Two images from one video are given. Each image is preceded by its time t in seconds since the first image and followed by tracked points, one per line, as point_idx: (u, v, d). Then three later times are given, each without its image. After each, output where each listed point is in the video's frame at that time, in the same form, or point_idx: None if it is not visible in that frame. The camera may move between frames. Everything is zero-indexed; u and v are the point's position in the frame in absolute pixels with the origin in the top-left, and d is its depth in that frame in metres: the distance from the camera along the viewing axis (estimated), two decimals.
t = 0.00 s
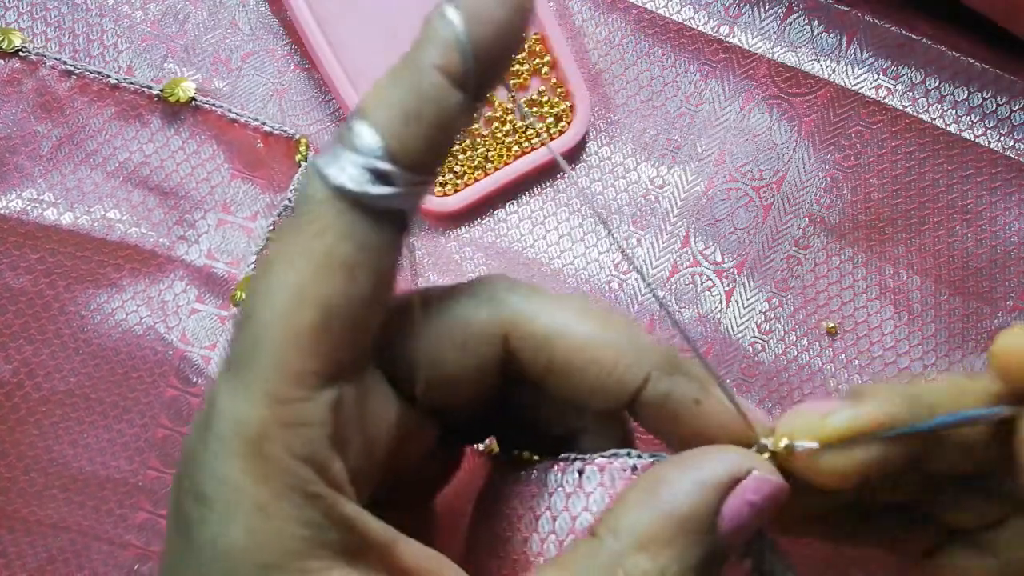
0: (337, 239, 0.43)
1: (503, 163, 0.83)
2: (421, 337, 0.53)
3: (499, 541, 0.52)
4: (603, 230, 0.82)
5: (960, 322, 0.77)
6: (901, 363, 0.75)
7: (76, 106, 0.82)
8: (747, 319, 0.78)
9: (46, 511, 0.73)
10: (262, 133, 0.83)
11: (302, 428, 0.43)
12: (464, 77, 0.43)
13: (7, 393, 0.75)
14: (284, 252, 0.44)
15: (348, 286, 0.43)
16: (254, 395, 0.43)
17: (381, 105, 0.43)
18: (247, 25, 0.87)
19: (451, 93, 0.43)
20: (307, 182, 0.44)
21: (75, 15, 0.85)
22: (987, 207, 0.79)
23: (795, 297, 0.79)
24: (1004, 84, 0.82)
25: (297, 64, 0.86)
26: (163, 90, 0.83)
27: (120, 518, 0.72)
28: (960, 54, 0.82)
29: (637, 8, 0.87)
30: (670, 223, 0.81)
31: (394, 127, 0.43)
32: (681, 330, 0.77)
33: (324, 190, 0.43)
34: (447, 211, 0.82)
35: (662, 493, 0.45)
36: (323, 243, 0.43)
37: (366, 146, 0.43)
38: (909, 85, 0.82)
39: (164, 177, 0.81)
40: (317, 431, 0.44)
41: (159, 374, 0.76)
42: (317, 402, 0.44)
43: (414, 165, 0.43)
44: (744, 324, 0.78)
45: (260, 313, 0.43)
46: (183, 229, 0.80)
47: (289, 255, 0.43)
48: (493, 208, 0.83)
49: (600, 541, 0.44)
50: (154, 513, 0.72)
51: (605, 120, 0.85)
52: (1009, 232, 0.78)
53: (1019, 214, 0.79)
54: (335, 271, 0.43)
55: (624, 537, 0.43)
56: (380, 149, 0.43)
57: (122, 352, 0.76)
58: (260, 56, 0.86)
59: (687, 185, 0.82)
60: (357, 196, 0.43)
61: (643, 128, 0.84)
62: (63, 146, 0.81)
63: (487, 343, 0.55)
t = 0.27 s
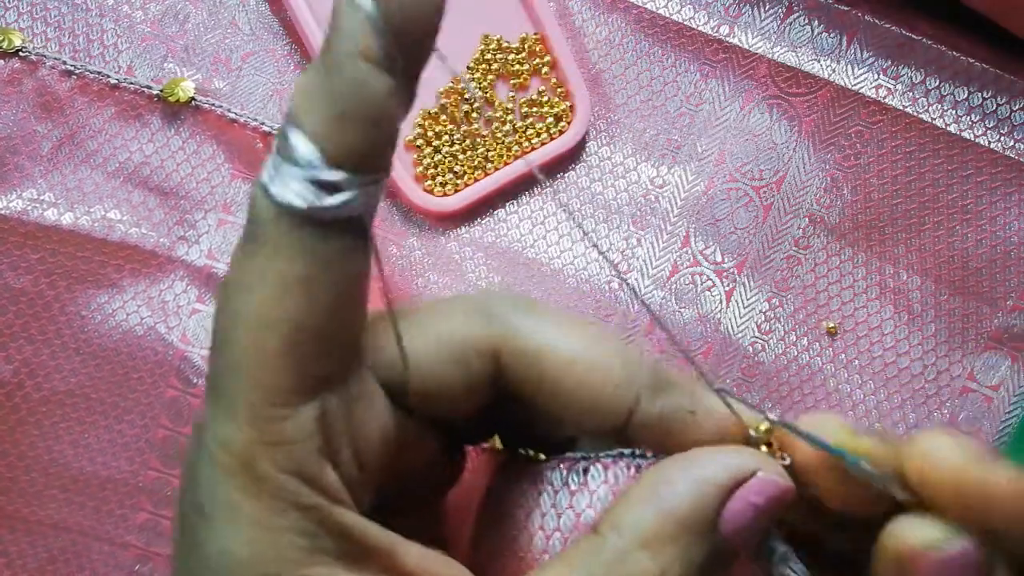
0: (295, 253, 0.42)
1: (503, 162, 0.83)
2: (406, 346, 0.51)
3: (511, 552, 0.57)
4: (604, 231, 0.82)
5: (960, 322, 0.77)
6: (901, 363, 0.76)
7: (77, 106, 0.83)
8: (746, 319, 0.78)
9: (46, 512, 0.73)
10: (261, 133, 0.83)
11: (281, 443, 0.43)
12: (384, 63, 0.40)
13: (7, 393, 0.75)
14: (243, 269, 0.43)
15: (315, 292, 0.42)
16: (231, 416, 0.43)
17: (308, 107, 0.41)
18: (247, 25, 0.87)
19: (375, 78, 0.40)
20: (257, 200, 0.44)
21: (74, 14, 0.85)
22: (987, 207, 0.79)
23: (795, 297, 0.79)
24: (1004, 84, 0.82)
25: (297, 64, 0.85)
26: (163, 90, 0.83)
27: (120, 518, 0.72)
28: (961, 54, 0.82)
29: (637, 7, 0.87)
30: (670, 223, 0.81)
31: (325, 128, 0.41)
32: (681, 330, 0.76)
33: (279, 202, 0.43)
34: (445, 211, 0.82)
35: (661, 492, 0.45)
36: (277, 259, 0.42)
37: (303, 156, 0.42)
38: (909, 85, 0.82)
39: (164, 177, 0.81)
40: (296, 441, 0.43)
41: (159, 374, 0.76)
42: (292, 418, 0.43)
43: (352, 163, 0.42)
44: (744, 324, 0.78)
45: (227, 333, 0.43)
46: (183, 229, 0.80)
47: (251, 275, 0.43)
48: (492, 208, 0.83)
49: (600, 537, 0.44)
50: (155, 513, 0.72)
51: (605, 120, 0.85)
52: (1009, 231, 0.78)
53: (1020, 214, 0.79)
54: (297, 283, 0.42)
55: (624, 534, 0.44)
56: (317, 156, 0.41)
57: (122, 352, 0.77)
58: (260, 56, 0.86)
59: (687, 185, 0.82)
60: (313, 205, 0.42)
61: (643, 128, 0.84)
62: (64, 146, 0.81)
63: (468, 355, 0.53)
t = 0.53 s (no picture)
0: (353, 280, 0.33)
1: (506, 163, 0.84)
2: (421, 341, 0.47)
3: (508, 550, 0.50)
4: (603, 230, 0.82)
5: (961, 322, 0.77)
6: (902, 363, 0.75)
7: (81, 108, 0.83)
8: (746, 319, 0.78)
9: (48, 513, 0.73)
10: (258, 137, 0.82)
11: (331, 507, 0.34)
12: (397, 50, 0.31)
13: (10, 394, 0.75)
14: (255, 291, 0.31)
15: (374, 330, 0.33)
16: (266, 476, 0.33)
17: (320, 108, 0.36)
18: (247, 25, 0.87)
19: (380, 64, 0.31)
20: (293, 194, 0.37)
21: (75, 15, 0.85)
22: (987, 207, 0.79)
23: (795, 297, 0.79)
24: (1004, 84, 0.82)
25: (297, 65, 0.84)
26: (167, 91, 0.83)
27: (121, 520, 0.73)
28: (961, 55, 0.82)
29: (637, 8, 0.87)
30: (670, 223, 0.81)
31: (312, 109, 0.25)
32: (681, 330, 0.77)
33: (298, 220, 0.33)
34: (446, 210, 0.82)
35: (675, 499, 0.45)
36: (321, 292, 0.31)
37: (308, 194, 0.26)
38: (909, 85, 0.82)
39: (168, 179, 0.82)
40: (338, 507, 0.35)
41: (162, 376, 0.76)
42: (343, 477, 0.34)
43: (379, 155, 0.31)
44: (744, 323, 0.78)
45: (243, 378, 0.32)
46: (186, 231, 0.80)
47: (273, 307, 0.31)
48: (493, 208, 0.83)
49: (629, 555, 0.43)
50: (156, 515, 0.72)
51: (605, 120, 0.85)
52: (1009, 231, 0.78)
53: (1020, 215, 0.79)
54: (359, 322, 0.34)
55: (653, 548, 0.43)
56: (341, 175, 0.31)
57: (125, 354, 0.77)
58: (260, 56, 0.86)
59: (687, 185, 0.82)
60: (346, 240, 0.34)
61: (644, 128, 0.84)
62: (67, 148, 0.81)
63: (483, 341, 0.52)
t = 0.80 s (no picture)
0: (451, 281, 0.41)
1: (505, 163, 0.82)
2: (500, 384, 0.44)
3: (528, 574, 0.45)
4: (603, 230, 0.82)
5: (961, 322, 0.77)
6: (901, 363, 0.76)
7: (84, 111, 0.83)
8: (747, 319, 0.78)
9: (49, 517, 0.73)
10: (260, 143, 0.83)
11: (424, 520, 0.35)
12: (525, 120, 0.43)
13: (13, 397, 0.76)
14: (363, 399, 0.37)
15: (442, 384, 0.38)
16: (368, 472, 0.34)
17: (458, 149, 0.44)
18: (247, 25, 0.87)
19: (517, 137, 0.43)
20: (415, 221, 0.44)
21: (75, 15, 0.85)
22: (987, 207, 0.79)
23: (796, 297, 0.79)
24: (1003, 84, 0.81)
25: (297, 64, 0.85)
26: (168, 95, 0.83)
27: (123, 523, 0.73)
28: (961, 54, 0.82)
29: (637, 7, 0.87)
30: (670, 223, 0.81)
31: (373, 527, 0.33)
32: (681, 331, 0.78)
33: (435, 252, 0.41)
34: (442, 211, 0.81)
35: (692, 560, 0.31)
36: (427, 301, 0.39)
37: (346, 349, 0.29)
38: (909, 85, 0.82)
39: (171, 183, 0.82)
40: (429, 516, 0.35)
41: (164, 380, 0.76)
42: (428, 474, 0.36)
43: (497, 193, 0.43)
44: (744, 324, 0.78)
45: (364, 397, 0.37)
46: (189, 235, 0.80)
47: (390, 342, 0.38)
48: (493, 208, 0.83)
49: None
50: (158, 519, 0.72)
51: (605, 120, 0.85)
52: (1009, 231, 0.78)
53: (1020, 214, 0.79)
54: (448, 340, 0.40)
55: None
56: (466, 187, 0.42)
57: (128, 357, 0.77)
58: (260, 56, 0.86)
59: (687, 185, 0.82)
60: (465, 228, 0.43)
61: (643, 128, 0.84)
62: (71, 151, 0.82)
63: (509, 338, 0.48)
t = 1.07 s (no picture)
0: (448, 305, 0.39)
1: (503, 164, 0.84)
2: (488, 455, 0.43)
3: None
4: (602, 230, 0.82)
5: (961, 322, 0.77)
6: (900, 363, 0.76)
7: (86, 111, 0.82)
8: (746, 319, 0.79)
9: (49, 516, 0.73)
10: (268, 141, 0.82)
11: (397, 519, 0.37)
12: (635, 100, 0.42)
13: (13, 396, 0.76)
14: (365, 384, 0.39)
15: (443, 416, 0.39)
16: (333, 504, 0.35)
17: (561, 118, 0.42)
18: (247, 25, 0.87)
19: (621, 130, 0.41)
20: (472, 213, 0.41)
21: (76, 15, 0.86)
22: (987, 207, 0.79)
23: (795, 297, 0.79)
24: (1004, 84, 0.81)
25: (297, 65, 0.86)
26: (170, 96, 0.83)
27: (123, 522, 0.73)
28: (961, 55, 0.82)
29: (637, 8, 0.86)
30: (670, 223, 0.82)
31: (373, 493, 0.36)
32: (681, 331, 0.78)
33: (474, 269, 0.39)
34: (442, 211, 0.83)
35: None
36: (425, 349, 0.38)
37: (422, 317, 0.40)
38: (909, 85, 0.82)
39: (172, 183, 0.81)
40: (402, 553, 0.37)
41: (164, 379, 0.76)
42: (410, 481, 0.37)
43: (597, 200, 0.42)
44: (744, 324, 0.79)
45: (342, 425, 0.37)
46: (190, 235, 0.79)
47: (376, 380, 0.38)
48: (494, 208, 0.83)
49: None
50: (158, 518, 0.73)
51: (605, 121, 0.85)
52: (1009, 231, 0.78)
53: (1020, 214, 0.79)
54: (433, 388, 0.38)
55: None
56: (558, 177, 0.40)
57: (128, 357, 0.77)
58: (260, 56, 0.87)
59: (687, 186, 0.82)
60: (534, 231, 0.40)
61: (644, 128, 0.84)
62: (73, 151, 0.81)
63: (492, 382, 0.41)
